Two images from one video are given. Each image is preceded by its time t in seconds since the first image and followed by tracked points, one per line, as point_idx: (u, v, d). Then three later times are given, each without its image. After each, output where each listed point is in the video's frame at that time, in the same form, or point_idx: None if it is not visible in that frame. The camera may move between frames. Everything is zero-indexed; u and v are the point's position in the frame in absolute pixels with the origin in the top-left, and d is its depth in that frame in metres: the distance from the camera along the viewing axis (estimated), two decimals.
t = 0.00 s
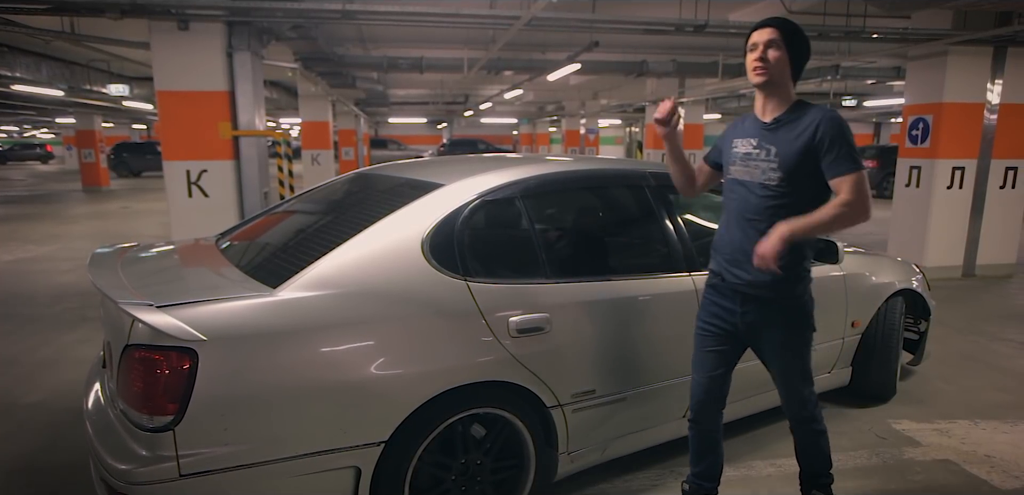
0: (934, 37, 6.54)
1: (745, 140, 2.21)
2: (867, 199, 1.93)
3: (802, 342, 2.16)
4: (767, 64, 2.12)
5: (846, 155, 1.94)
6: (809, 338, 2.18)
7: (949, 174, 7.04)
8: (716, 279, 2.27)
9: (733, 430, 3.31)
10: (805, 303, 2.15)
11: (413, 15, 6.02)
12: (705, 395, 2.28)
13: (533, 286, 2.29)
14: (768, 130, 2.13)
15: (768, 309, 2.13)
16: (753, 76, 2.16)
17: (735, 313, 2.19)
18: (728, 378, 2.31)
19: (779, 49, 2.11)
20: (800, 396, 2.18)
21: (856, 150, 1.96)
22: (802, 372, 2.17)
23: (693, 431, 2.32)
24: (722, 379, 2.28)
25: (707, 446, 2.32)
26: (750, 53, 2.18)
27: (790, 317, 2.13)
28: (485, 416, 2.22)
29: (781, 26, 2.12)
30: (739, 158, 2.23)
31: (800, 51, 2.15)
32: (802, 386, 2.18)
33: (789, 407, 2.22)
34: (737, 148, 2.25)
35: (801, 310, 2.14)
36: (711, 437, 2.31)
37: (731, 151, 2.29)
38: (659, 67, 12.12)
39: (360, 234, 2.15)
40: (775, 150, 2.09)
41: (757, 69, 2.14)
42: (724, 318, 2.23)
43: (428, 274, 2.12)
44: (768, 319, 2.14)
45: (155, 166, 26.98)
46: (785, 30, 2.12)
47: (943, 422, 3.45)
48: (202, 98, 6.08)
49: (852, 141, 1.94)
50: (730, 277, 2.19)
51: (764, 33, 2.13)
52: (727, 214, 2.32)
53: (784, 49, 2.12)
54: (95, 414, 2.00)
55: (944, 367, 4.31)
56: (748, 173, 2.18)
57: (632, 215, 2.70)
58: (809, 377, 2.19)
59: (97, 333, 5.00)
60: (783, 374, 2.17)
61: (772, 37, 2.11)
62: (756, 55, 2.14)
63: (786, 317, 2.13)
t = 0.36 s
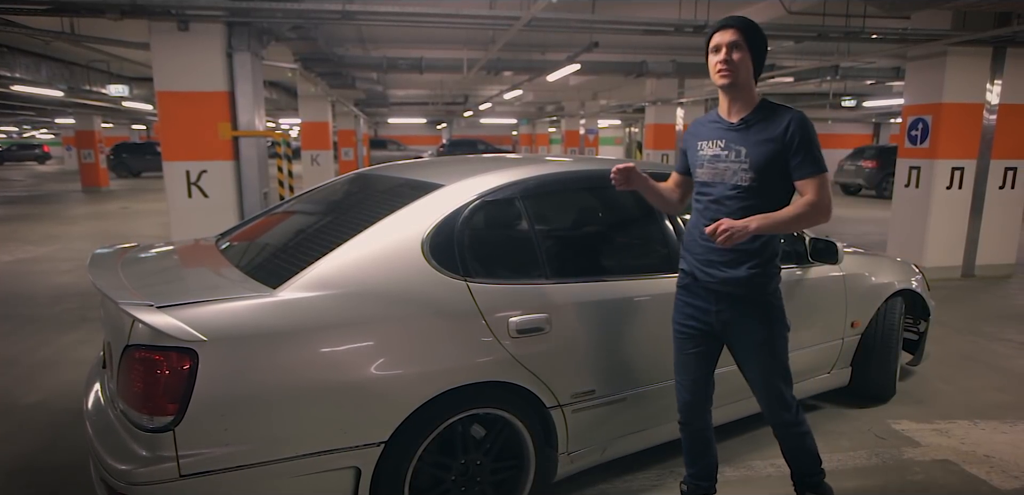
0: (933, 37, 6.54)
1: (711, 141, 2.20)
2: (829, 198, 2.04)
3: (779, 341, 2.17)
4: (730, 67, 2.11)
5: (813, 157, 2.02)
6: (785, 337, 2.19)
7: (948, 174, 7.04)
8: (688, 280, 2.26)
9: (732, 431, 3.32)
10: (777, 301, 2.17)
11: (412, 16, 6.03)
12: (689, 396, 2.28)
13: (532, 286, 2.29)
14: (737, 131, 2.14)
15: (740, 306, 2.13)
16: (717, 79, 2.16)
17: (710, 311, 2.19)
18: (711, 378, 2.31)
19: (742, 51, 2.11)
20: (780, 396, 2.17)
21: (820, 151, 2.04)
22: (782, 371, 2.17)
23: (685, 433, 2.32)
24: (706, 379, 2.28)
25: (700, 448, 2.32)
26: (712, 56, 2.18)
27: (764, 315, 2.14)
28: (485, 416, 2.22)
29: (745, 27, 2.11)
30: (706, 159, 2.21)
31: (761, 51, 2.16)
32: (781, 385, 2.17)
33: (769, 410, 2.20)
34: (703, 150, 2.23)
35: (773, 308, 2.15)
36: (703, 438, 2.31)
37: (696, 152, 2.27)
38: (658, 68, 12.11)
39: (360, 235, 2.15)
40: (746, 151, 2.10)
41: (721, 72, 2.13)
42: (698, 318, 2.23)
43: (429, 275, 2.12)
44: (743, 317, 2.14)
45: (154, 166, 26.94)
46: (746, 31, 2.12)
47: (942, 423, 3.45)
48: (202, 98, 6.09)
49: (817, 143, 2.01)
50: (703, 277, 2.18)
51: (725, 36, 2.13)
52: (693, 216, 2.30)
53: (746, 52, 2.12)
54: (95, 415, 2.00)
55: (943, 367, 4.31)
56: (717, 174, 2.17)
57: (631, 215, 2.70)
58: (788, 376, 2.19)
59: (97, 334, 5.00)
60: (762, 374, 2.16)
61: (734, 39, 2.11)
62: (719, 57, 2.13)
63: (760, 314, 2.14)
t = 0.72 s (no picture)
0: (933, 38, 6.55)
1: (705, 145, 2.18)
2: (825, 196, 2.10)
3: (776, 341, 2.17)
4: (723, 73, 2.11)
5: (808, 158, 2.06)
6: (781, 337, 2.20)
7: (948, 175, 7.05)
8: (684, 281, 2.25)
9: (731, 431, 3.31)
10: (772, 302, 2.17)
11: (412, 16, 6.03)
12: (687, 397, 2.28)
13: (532, 287, 2.29)
14: (731, 134, 2.13)
15: (737, 306, 2.13)
16: (710, 86, 2.15)
17: (707, 312, 2.19)
18: (708, 379, 2.30)
19: (734, 59, 2.11)
20: (777, 397, 2.17)
21: (813, 153, 2.09)
22: (778, 371, 2.17)
23: (683, 434, 2.32)
24: (703, 380, 2.28)
25: (699, 448, 2.32)
26: (704, 61, 2.17)
27: (760, 315, 2.14)
28: (485, 417, 2.22)
29: (738, 34, 2.11)
30: (700, 163, 2.19)
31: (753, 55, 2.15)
32: (778, 386, 2.17)
33: (767, 412, 2.20)
34: (695, 154, 2.21)
35: (769, 309, 2.16)
36: (702, 438, 2.31)
37: (688, 156, 2.24)
38: (658, 68, 12.11)
39: (360, 235, 2.15)
40: (743, 155, 2.10)
41: (714, 79, 2.13)
42: (695, 318, 2.22)
43: (429, 276, 2.12)
44: (740, 317, 2.14)
45: (153, 167, 26.91)
46: (738, 35, 2.12)
47: (942, 423, 3.45)
48: (201, 99, 6.09)
49: (812, 146, 2.05)
50: (700, 279, 2.18)
51: (717, 41, 2.12)
52: (687, 219, 2.29)
53: (739, 58, 2.12)
54: (95, 415, 2.00)
55: (943, 367, 4.31)
56: (713, 178, 2.16)
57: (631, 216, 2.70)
58: (785, 377, 2.20)
59: (97, 335, 5.00)
60: (760, 374, 2.16)
61: (727, 45, 2.10)
62: (712, 63, 2.13)
63: (757, 315, 2.14)
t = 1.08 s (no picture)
0: (932, 38, 6.55)
1: (715, 138, 2.19)
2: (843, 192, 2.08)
3: (783, 341, 2.16)
4: (731, 74, 2.11)
5: (820, 152, 2.04)
6: (788, 338, 2.19)
7: (947, 175, 7.05)
8: (693, 278, 2.25)
9: (731, 432, 3.31)
10: (782, 301, 2.17)
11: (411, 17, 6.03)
12: (696, 393, 2.29)
13: (531, 287, 2.29)
14: (741, 127, 2.14)
15: (746, 304, 2.13)
16: (720, 86, 2.16)
17: (716, 310, 2.19)
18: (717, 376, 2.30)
19: (744, 58, 2.10)
20: (783, 397, 2.17)
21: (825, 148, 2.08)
22: (785, 371, 2.16)
23: (691, 429, 2.33)
24: (711, 378, 2.28)
25: (704, 446, 2.32)
26: (714, 61, 2.18)
27: (770, 314, 2.13)
28: (485, 417, 2.22)
29: (748, 32, 2.09)
30: (709, 155, 2.20)
31: (764, 51, 2.13)
32: (784, 386, 2.17)
33: (772, 412, 2.20)
34: (706, 146, 2.22)
35: (778, 308, 2.15)
36: (708, 436, 2.32)
37: (697, 149, 2.25)
38: (658, 69, 12.10)
39: (359, 236, 2.15)
40: (753, 146, 2.10)
41: (723, 80, 2.14)
42: (704, 316, 2.22)
43: (428, 276, 2.12)
44: (748, 315, 2.13)
45: (153, 168, 26.89)
46: (747, 33, 2.10)
47: (941, 424, 3.45)
48: (201, 99, 6.09)
49: (824, 140, 2.05)
50: (709, 276, 2.17)
51: (726, 41, 2.11)
52: (695, 213, 2.28)
53: (749, 57, 2.10)
54: (94, 416, 1.99)
55: (942, 368, 4.31)
56: (722, 170, 2.16)
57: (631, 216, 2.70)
58: (791, 377, 2.19)
59: (96, 335, 4.99)
60: (767, 373, 2.16)
61: (735, 45, 2.10)
62: (721, 63, 2.13)
63: (766, 313, 2.13)
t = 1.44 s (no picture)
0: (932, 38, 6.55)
1: (731, 137, 2.20)
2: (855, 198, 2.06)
3: (793, 343, 2.15)
4: (749, 74, 2.12)
5: (835, 156, 2.02)
6: (798, 340, 2.18)
7: (947, 176, 7.05)
8: (706, 276, 2.26)
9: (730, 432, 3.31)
10: (794, 303, 2.16)
11: (411, 17, 6.03)
12: (707, 391, 2.29)
13: (530, 289, 2.29)
14: (757, 127, 2.14)
15: (756, 304, 2.13)
16: (739, 84, 2.17)
17: (726, 310, 2.19)
18: (730, 376, 2.31)
19: (762, 58, 2.10)
20: (790, 399, 2.16)
21: (842, 152, 2.05)
22: (794, 372, 2.16)
23: (700, 425, 2.33)
24: (720, 377, 2.28)
25: (708, 445, 2.32)
26: (734, 59, 2.18)
27: (781, 315, 2.12)
28: (484, 418, 2.22)
29: (766, 32, 2.09)
30: (724, 154, 2.21)
31: (783, 49, 2.12)
32: (792, 389, 2.16)
33: (779, 414, 2.19)
34: (721, 144, 2.23)
35: (789, 309, 2.15)
36: (716, 435, 2.31)
37: (713, 147, 2.26)
38: (657, 69, 12.10)
39: (359, 236, 2.15)
40: (765, 147, 2.09)
41: (742, 79, 2.14)
42: (716, 315, 2.23)
43: (428, 277, 2.12)
44: (756, 315, 2.13)
45: (153, 168, 26.90)
46: (766, 33, 2.09)
47: (941, 424, 3.45)
48: (201, 100, 6.09)
49: (839, 143, 2.02)
50: (719, 275, 2.19)
51: (745, 41, 2.11)
52: (709, 210, 2.30)
53: (768, 56, 2.10)
54: (92, 417, 1.99)
55: (942, 369, 4.31)
56: (734, 169, 2.17)
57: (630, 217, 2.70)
58: (800, 380, 2.19)
59: (95, 336, 4.99)
60: (774, 374, 2.15)
61: (753, 45, 2.10)
62: (739, 63, 2.14)
63: (776, 313, 2.13)
